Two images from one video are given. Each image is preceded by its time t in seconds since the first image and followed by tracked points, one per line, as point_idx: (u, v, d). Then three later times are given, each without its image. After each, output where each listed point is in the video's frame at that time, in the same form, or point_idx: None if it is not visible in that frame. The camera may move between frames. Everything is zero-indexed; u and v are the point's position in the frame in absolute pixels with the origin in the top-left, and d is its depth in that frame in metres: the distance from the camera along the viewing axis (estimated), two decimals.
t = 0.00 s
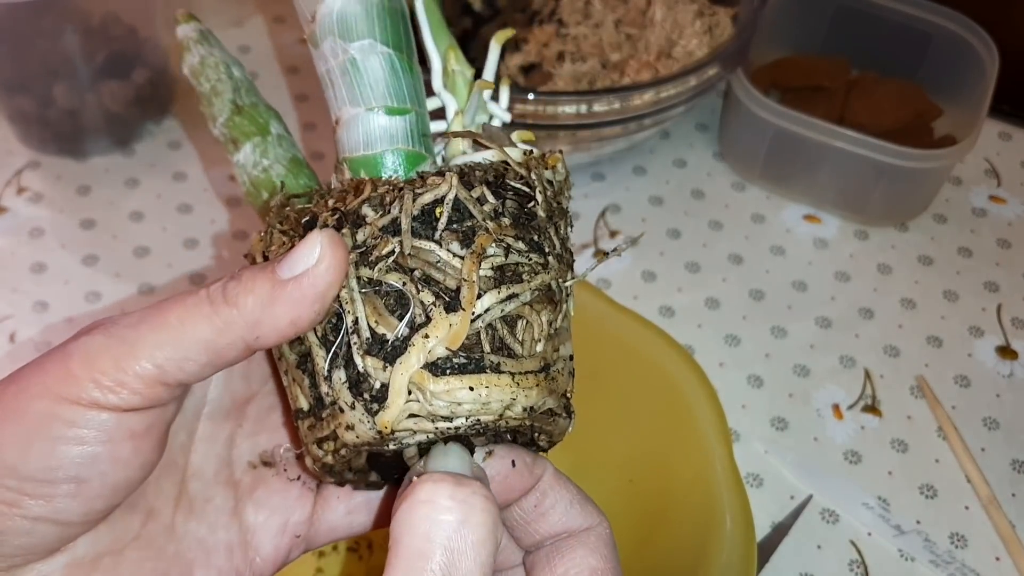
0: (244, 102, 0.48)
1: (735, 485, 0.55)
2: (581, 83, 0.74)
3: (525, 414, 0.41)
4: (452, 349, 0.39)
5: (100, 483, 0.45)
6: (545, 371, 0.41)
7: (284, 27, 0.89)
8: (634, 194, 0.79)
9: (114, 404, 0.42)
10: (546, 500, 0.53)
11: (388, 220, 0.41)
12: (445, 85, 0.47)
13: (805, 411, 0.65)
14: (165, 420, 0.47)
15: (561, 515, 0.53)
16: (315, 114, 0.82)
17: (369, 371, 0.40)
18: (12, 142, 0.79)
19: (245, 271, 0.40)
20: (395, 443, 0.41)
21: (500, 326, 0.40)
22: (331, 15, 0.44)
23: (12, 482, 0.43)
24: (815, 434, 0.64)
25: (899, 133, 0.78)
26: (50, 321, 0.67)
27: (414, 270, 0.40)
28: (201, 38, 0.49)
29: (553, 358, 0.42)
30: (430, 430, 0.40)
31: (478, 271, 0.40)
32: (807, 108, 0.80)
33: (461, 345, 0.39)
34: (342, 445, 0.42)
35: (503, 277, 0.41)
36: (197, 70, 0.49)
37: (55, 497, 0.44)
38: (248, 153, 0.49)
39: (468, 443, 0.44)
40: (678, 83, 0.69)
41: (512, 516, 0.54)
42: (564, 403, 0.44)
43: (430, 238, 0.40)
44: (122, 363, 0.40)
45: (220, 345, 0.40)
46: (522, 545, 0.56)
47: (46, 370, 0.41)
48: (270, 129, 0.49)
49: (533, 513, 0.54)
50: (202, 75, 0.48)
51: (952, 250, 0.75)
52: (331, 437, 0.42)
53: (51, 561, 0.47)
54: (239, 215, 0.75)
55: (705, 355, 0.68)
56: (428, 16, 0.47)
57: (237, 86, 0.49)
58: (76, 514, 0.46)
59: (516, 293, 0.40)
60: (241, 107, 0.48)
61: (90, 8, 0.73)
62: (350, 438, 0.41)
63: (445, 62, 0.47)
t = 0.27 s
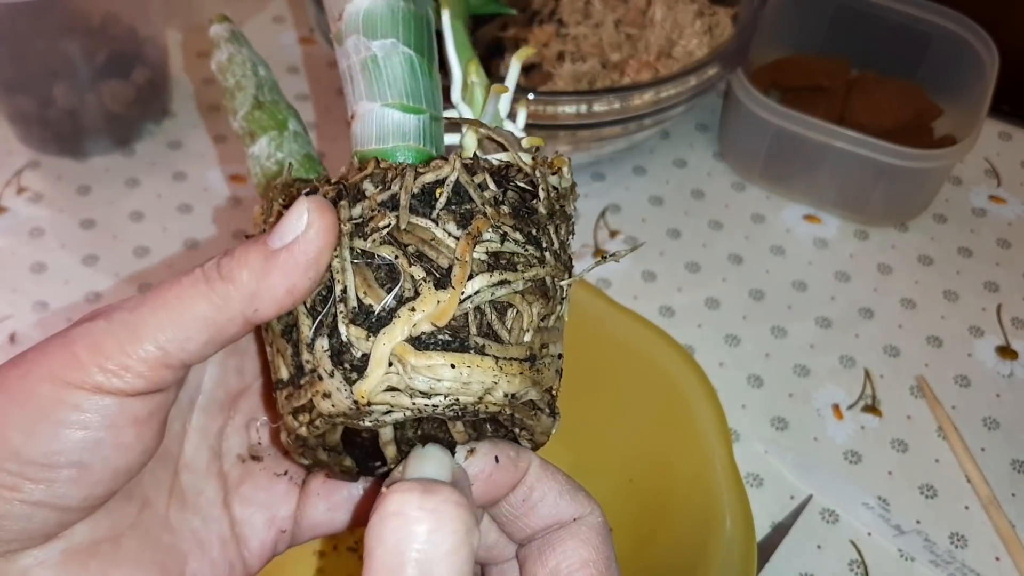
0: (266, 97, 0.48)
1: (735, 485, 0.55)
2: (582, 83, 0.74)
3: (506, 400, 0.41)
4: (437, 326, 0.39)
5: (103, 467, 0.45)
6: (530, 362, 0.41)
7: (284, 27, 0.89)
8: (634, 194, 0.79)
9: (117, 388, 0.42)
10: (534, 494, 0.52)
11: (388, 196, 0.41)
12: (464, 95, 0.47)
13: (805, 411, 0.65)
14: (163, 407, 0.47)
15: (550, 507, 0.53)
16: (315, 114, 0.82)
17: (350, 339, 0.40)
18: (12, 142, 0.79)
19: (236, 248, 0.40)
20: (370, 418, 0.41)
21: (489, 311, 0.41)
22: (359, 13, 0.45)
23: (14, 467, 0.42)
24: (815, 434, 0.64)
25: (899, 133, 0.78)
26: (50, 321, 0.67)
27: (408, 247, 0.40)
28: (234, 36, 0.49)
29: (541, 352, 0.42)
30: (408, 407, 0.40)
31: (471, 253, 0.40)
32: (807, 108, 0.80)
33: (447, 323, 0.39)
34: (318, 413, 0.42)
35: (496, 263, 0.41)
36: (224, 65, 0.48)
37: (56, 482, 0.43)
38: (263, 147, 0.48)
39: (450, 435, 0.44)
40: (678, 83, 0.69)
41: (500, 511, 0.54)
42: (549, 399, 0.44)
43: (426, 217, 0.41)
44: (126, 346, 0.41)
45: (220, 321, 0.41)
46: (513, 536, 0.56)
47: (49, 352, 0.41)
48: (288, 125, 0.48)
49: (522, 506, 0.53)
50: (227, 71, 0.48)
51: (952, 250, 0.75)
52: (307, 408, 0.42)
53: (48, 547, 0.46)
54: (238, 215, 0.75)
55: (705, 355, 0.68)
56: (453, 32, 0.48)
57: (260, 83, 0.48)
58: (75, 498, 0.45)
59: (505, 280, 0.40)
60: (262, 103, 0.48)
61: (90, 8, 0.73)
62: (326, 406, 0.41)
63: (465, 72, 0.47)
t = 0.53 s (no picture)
0: (275, 67, 0.48)
1: (735, 485, 0.55)
2: (582, 83, 0.74)
3: (500, 388, 0.40)
4: (434, 313, 0.39)
5: (106, 443, 0.45)
6: (526, 350, 0.41)
7: (284, 26, 0.89)
8: (634, 194, 0.79)
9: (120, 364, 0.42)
10: (529, 494, 0.53)
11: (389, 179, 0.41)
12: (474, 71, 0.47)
13: (805, 411, 0.65)
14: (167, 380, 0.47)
15: (546, 505, 0.53)
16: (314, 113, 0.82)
17: (346, 324, 0.40)
18: (12, 142, 0.79)
19: (239, 222, 0.40)
20: (364, 403, 0.41)
21: (486, 299, 0.40)
22: None
23: (18, 442, 0.42)
24: (815, 434, 0.64)
25: (899, 133, 0.78)
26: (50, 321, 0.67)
27: (406, 232, 0.40)
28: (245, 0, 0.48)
29: (538, 340, 0.42)
30: (402, 393, 0.40)
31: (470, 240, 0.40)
32: (807, 108, 0.80)
33: (443, 310, 0.39)
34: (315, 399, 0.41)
35: (495, 251, 0.41)
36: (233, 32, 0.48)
37: (61, 456, 0.44)
38: (271, 117, 0.47)
39: (444, 432, 0.43)
40: (678, 83, 0.69)
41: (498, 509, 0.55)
42: (544, 387, 0.43)
43: (427, 202, 0.41)
44: (126, 321, 0.40)
45: (219, 297, 0.41)
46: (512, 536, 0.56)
47: (50, 326, 0.41)
48: (295, 95, 0.48)
49: (519, 506, 0.54)
50: (237, 38, 0.48)
51: (952, 250, 0.75)
52: (304, 389, 0.41)
53: (54, 524, 0.46)
54: (238, 214, 0.75)
55: (705, 355, 0.68)
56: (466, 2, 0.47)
57: (270, 52, 0.48)
58: (81, 472, 0.45)
59: (503, 267, 0.40)
60: (270, 72, 0.47)
61: (90, 8, 0.74)
62: (321, 390, 0.40)
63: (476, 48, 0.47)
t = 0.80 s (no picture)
0: (297, 56, 0.48)
1: (736, 486, 0.55)
2: (582, 82, 0.74)
3: (508, 408, 0.41)
4: (450, 334, 0.39)
5: (141, 445, 0.45)
6: (534, 372, 0.42)
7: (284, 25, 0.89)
8: (634, 194, 0.79)
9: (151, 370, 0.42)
10: (528, 506, 0.54)
11: (412, 197, 0.41)
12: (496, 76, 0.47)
13: (805, 411, 0.65)
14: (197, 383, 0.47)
15: (545, 516, 0.53)
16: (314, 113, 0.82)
17: (366, 339, 0.40)
18: (12, 142, 0.79)
19: (268, 232, 0.40)
20: (378, 414, 0.42)
21: (500, 321, 0.41)
22: None
23: (55, 448, 0.42)
24: (815, 434, 0.64)
25: (899, 134, 0.78)
26: (50, 321, 0.67)
27: (427, 251, 0.40)
28: None
29: (546, 359, 0.43)
30: (415, 407, 0.41)
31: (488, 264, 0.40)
32: (807, 108, 0.80)
33: (459, 331, 0.40)
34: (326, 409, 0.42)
35: (512, 275, 0.41)
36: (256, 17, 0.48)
37: (97, 460, 0.44)
38: (290, 107, 0.48)
39: (451, 443, 0.44)
40: (678, 83, 0.69)
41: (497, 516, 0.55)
42: (549, 404, 0.44)
43: (449, 223, 0.41)
44: (157, 327, 0.40)
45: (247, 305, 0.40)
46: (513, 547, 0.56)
47: (81, 333, 0.41)
48: (316, 86, 0.48)
49: (519, 517, 0.54)
50: (260, 22, 0.48)
51: (952, 250, 0.75)
52: (319, 397, 0.42)
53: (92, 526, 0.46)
54: (238, 214, 0.75)
55: (705, 356, 0.68)
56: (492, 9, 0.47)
57: (293, 40, 0.48)
58: (116, 477, 0.45)
59: (518, 291, 0.41)
60: (292, 61, 0.48)
61: (90, 9, 0.74)
62: (337, 401, 0.41)
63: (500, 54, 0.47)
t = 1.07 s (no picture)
0: (292, 72, 0.48)
1: (735, 483, 0.55)
2: (582, 82, 0.74)
3: (505, 392, 0.41)
4: (445, 319, 0.40)
5: (156, 448, 0.45)
6: (530, 357, 0.42)
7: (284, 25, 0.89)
8: (633, 194, 0.79)
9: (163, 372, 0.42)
10: (524, 507, 0.54)
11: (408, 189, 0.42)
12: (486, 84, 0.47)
13: (805, 411, 0.65)
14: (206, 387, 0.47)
15: (542, 515, 0.53)
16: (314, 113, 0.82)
17: (364, 326, 0.40)
18: (12, 142, 0.79)
19: (266, 232, 0.40)
20: (376, 402, 0.42)
21: (495, 307, 0.41)
22: None
23: (72, 454, 0.42)
24: (814, 434, 0.64)
25: (899, 133, 0.78)
26: (50, 321, 0.67)
27: (422, 240, 0.41)
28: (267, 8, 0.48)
29: (541, 345, 0.43)
30: (413, 393, 0.41)
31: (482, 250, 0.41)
32: (807, 108, 0.80)
33: (455, 316, 0.40)
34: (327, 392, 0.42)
35: (506, 261, 0.42)
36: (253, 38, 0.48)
37: (113, 465, 0.43)
38: (285, 121, 0.48)
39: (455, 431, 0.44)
40: (678, 83, 0.69)
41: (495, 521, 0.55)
42: (544, 390, 0.43)
43: (443, 214, 0.41)
44: (167, 329, 0.41)
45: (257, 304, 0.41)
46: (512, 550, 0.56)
47: (91, 341, 0.41)
48: (311, 100, 0.48)
49: (516, 520, 0.54)
50: (256, 42, 0.48)
51: (952, 250, 0.75)
52: (319, 385, 0.42)
53: (106, 535, 0.45)
54: (238, 214, 0.75)
55: (705, 355, 0.68)
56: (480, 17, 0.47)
57: (289, 57, 0.48)
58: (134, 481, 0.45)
59: (512, 276, 0.41)
60: (287, 76, 0.48)
61: (90, 8, 0.74)
62: (337, 387, 0.41)
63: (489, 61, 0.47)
